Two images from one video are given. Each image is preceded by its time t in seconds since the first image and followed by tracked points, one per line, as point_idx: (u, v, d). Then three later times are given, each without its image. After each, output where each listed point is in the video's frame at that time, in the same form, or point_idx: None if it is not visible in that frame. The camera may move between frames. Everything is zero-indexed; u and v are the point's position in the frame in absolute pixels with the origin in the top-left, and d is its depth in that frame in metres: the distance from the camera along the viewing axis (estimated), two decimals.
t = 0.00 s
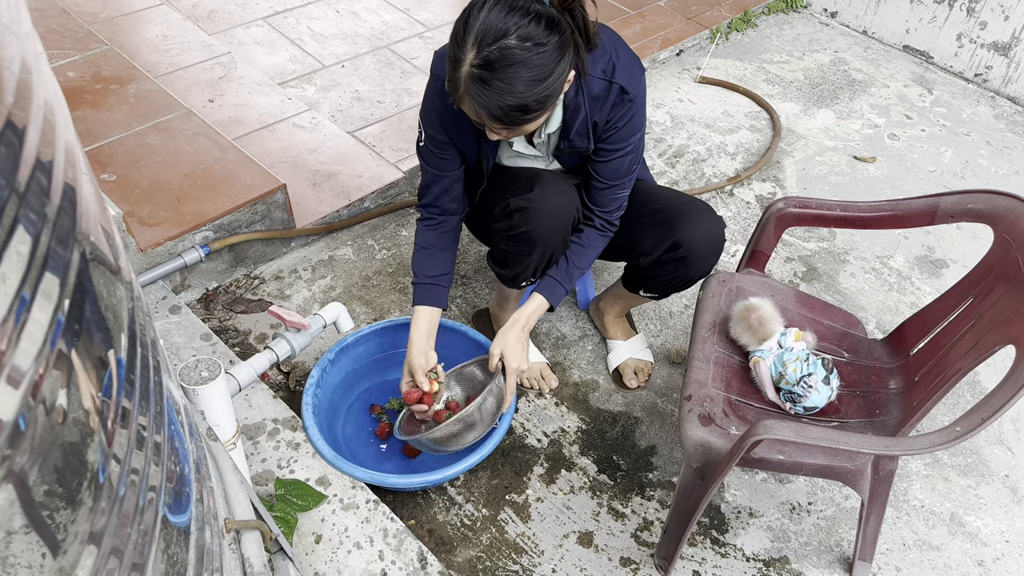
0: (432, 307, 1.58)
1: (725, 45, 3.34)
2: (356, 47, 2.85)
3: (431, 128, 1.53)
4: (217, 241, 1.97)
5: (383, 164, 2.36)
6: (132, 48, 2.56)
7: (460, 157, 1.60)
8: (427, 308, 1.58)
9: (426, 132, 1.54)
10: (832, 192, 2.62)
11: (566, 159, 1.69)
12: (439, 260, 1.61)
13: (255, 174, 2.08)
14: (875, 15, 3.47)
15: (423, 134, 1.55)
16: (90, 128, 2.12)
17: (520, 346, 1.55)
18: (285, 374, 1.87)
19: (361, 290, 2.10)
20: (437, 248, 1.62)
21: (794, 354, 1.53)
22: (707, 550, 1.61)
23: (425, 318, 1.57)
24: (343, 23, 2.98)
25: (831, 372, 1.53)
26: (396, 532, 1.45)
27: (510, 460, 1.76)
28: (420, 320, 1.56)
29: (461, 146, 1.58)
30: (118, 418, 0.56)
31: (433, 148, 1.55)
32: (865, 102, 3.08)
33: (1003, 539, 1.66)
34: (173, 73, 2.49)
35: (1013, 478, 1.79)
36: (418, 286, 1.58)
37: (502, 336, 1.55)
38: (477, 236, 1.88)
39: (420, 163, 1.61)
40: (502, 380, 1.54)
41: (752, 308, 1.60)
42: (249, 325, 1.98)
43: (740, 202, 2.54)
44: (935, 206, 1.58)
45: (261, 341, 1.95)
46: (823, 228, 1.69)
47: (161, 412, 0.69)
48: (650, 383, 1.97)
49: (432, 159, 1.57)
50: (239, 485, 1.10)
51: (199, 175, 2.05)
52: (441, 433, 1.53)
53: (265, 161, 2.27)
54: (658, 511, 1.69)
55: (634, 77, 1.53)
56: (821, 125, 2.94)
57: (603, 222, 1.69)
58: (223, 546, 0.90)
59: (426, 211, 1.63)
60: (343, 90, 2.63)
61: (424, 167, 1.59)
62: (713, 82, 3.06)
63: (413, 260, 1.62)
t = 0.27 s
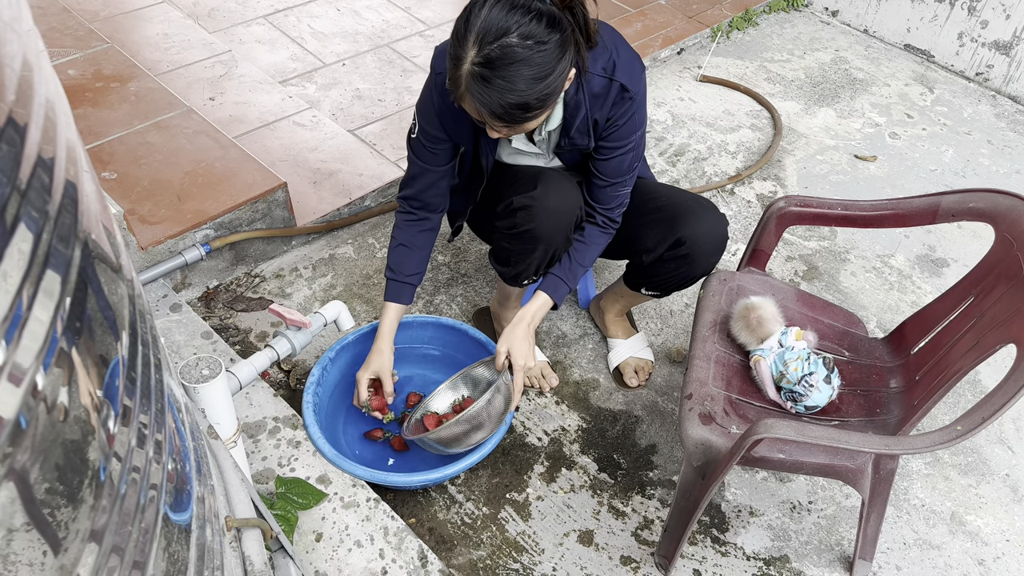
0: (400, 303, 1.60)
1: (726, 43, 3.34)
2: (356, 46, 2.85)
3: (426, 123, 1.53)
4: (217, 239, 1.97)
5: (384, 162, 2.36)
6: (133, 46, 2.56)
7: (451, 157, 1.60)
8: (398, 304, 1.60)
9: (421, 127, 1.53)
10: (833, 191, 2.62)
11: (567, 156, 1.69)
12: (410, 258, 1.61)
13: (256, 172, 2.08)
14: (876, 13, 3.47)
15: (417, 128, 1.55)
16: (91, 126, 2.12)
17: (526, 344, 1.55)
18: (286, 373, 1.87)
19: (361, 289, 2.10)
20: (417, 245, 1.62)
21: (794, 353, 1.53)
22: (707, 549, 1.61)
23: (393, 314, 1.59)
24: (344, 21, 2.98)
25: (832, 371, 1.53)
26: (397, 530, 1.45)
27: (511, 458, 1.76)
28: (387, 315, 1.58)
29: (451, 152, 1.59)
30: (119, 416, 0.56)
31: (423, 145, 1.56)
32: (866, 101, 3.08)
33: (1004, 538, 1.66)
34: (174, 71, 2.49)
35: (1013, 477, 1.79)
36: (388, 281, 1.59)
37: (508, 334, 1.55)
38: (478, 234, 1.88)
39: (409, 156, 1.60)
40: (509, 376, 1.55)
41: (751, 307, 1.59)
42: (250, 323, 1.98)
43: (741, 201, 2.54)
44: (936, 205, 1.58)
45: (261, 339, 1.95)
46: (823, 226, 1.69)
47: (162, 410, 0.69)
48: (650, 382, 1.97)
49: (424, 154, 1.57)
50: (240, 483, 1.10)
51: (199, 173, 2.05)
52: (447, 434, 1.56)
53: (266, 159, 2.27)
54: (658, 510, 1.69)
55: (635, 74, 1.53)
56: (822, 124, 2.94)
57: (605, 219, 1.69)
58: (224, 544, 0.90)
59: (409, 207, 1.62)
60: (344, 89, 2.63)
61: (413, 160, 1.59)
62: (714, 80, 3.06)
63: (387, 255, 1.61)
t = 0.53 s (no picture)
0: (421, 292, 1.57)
1: (727, 42, 3.34)
2: (357, 44, 2.84)
3: (425, 121, 1.53)
4: (217, 238, 1.97)
5: (385, 161, 2.36)
6: (133, 44, 2.56)
7: (450, 154, 1.61)
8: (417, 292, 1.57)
9: (420, 124, 1.53)
10: (833, 190, 2.62)
11: (567, 154, 1.69)
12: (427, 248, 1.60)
13: (256, 171, 2.08)
14: (877, 13, 3.46)
15: (417, 125, 1.55)
16: (92, 125, 2.12)
17: (523, 336, 1.54)
18: (286, 371, 1.87)
19: (361, 288, 2.10)
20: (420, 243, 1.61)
21: (795, 353, 1.53)
22: (707, 548, 1.61)
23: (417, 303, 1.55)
24: (345, 20, 2.98)
25: (832, 370, 1.54)
26: (397, 529, 1.45)
27: (511, 457, 1.76)
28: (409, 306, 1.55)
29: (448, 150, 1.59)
30: (120, 414, 0.56)
31: (421, 143, 1.56)
32: (867, 100, 3.08)
33: (1004, 538, 1.66)
34: (174, 70, 2.49)
35: (1013, 476, 1.79)
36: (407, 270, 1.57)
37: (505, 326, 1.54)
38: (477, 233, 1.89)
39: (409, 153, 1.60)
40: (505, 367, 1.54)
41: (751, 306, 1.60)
42: (250, 322, 1.98)
43: (741, 200, 2.54)
44: (936, 205, 1.58)
45: (262, 338, 1.95)
46: (824, 225, 1.69)
47: (163, 409, 0.69)
48: (650, 381, 1.97)
49: (422, 150, 1.57)
50: (241, 481, 1.10)
51: (200, 172, 2.05)
52: (443, 427, 1.54)
53: (267, 158, 2.27)
54: (658, 509, 1.69)
55: (633, 71, 1.53)
56: (823, 123, 2.93)
57: (604, 216, 1.69)
58: (225, 543, 0.90)
59: (410, 202, 1.63)
60: (344, 87, 2.63)
61: (411, 158, 1.59)
62: (715, 80, 3.05)
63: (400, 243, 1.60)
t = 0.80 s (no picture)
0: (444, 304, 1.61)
1: (727, 42, 3.34)
2: (357, 44, 2.84)
3: (429, 119, 1.52)
4: (218, 237, 1.97)
5: (385, 160, 2.36)
6: (134, 43, 2.56)
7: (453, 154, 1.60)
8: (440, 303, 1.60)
9: (423, 123, 1.53)
10: (834, 190, 2.62)
11: (567, 153, 1.69)
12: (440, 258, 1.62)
13: (257, 170, 2.08)
14: (878, 12, 3.46)
15: (419, 124, 1.54)
16: (93, 123, 2.12)
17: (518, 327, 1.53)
18: (287, 370, 1.87)
19: (362, 287, 2.10)
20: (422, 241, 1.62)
21: (795, 353, 1.53)
22: (707, 548, 1.61)
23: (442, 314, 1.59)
24: (346, 19, 2.98)
25: (834, 368, 1.55)
26: (397, 528, 1.46)
27: (511, 456, 1.76)
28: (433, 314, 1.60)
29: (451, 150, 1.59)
30: (121, 412, 0.56)
31: (425, 143, 1.55)
32: (867, 100, 3.08)
33: (1003, 537, 1.66)
34: (175, 69, 2.49)
35: (1013, 476, 1.79)
36: (424, 286, 1.60)
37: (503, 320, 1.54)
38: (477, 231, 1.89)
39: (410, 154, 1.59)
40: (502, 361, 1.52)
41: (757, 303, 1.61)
42: (250, 321, 1.98)
43: (742, 199, 2.54)
44: (937, 205, 1.58)
45: (262, 337, 1.95)
46: (824, 225, 1.69)
47: (164, 407, 0.69)
48: (651, 381, 1.97)
49: (425, 150, 1.56)
50: (241, 480, 1.11)
51: (201, 171, 2.05)
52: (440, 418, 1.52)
53: (267, 157, 2.27)
54: (658, 508, 1.69)
55: (634, 68, 1.53)
56: (823, 123, 2.93)
57: (606, 214, 1.69)
58: (225, 541, 0.90)
59: (416, 208, 1.62)
60: (345, 86, 2.63)
61: (414, 160, 1.58)
62: (716, 79, 3.05)
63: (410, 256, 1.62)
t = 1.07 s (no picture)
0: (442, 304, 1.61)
1: (728, 42, 3.34)
2: (358, 43, 2.84)
3: (429, 118, 1.52)
4: (220, 236, 1.97)
5: (386, 159, 2.36)
6: (135, 42, 2.56)
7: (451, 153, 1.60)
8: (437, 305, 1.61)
9: (424, 122, 1.53)
10: (834, 190, 2.62)
11: (570, 152, 1.69)
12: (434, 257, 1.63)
13: (259, 169, 2.08)
14: (878, 13, 3.46)
15: (419, 124, 1.54)
16: (94, 122, 2.12)
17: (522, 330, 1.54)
18: (288, 369, 1.88)
19: (363, 286, 2.10)
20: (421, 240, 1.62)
21: (795, 352, 1.53)
22: (708, 547, 1.61)
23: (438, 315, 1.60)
24: (347, 18, 2.98)
25: (832, 364, 1.55)
26: (398, 527, 1.46)
27: (512, 456, 1.76)
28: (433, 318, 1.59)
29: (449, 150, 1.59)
30: (123, 410, 0.56)
31: (423, 143, 1.55)
32: (868, 101, 3.08)
33: (1003, 537, 1.67)
34: (176, 68, 2.49)
35: (1014, 476, 1.79)
36: (419, 286, 1.60)
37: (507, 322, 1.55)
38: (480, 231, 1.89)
39: (408, 153, 1.58)
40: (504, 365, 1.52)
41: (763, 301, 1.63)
42: (252, 320, 1.99)
43: (742, 199, 2.54)
44: (938, 205, 1.58)
45: (264, 336, 1.95)
46: (825, 225, 1.69)
47: (167, 406, 0.69)
48: (651, 380, 1.97)
49: (424, 149, 1.56)
50: (243, 478, 1.11)
51: (202, 170, 2.05)
52: (443, 416, 1.52)
53: (268, 156, 2.27)
54: (659, 508, 1.69)
55: (636, 67, 1.52)
56: (824, 123, 2.93)
57: (609, 214, 1.69)
58: (227, 539, 0.91)
59: (410, 206, 1.61)
60: (346, 86, 2.63)
61: (411, 158, 1.57)
62: (716, 79, 3.05)
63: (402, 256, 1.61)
